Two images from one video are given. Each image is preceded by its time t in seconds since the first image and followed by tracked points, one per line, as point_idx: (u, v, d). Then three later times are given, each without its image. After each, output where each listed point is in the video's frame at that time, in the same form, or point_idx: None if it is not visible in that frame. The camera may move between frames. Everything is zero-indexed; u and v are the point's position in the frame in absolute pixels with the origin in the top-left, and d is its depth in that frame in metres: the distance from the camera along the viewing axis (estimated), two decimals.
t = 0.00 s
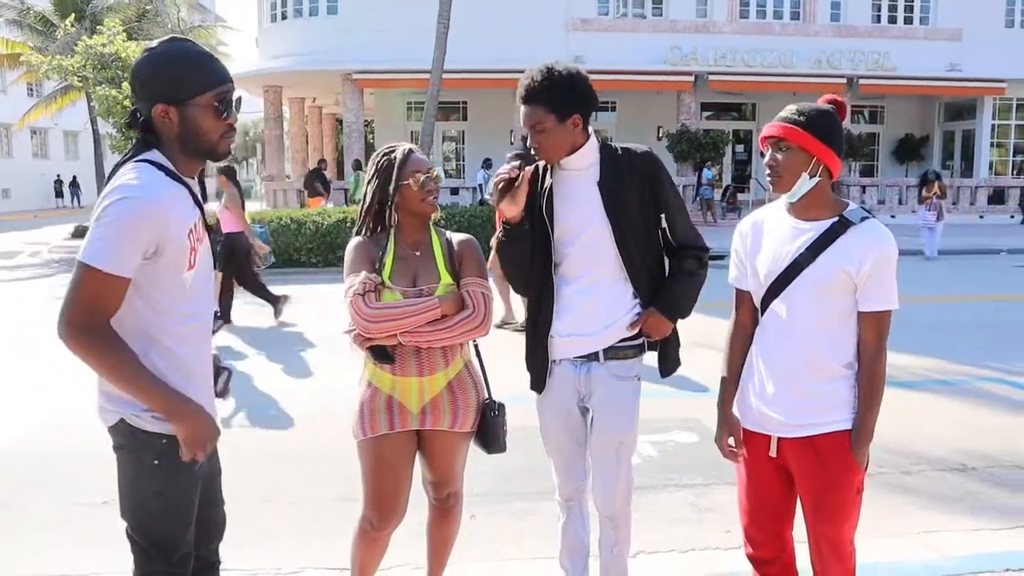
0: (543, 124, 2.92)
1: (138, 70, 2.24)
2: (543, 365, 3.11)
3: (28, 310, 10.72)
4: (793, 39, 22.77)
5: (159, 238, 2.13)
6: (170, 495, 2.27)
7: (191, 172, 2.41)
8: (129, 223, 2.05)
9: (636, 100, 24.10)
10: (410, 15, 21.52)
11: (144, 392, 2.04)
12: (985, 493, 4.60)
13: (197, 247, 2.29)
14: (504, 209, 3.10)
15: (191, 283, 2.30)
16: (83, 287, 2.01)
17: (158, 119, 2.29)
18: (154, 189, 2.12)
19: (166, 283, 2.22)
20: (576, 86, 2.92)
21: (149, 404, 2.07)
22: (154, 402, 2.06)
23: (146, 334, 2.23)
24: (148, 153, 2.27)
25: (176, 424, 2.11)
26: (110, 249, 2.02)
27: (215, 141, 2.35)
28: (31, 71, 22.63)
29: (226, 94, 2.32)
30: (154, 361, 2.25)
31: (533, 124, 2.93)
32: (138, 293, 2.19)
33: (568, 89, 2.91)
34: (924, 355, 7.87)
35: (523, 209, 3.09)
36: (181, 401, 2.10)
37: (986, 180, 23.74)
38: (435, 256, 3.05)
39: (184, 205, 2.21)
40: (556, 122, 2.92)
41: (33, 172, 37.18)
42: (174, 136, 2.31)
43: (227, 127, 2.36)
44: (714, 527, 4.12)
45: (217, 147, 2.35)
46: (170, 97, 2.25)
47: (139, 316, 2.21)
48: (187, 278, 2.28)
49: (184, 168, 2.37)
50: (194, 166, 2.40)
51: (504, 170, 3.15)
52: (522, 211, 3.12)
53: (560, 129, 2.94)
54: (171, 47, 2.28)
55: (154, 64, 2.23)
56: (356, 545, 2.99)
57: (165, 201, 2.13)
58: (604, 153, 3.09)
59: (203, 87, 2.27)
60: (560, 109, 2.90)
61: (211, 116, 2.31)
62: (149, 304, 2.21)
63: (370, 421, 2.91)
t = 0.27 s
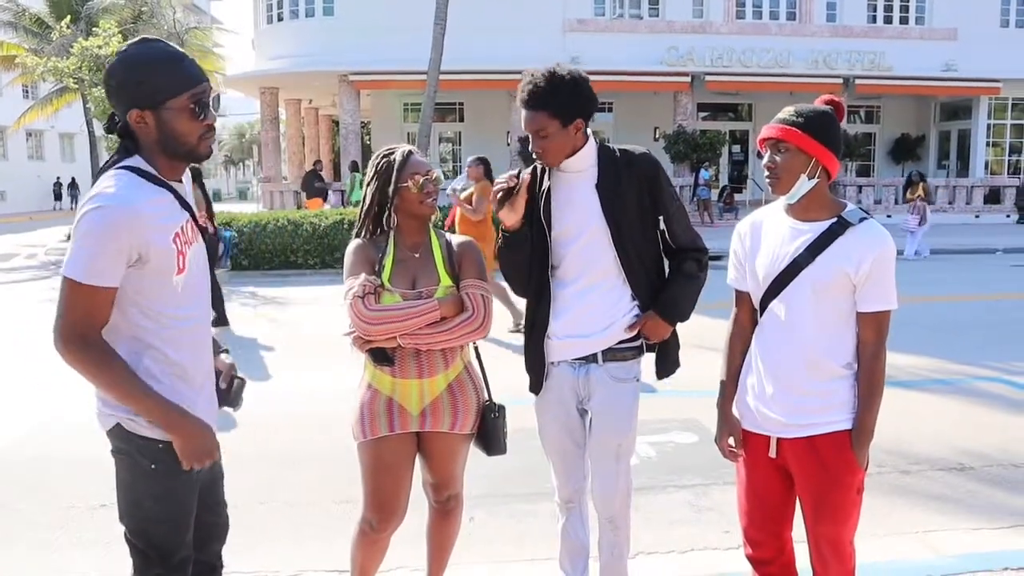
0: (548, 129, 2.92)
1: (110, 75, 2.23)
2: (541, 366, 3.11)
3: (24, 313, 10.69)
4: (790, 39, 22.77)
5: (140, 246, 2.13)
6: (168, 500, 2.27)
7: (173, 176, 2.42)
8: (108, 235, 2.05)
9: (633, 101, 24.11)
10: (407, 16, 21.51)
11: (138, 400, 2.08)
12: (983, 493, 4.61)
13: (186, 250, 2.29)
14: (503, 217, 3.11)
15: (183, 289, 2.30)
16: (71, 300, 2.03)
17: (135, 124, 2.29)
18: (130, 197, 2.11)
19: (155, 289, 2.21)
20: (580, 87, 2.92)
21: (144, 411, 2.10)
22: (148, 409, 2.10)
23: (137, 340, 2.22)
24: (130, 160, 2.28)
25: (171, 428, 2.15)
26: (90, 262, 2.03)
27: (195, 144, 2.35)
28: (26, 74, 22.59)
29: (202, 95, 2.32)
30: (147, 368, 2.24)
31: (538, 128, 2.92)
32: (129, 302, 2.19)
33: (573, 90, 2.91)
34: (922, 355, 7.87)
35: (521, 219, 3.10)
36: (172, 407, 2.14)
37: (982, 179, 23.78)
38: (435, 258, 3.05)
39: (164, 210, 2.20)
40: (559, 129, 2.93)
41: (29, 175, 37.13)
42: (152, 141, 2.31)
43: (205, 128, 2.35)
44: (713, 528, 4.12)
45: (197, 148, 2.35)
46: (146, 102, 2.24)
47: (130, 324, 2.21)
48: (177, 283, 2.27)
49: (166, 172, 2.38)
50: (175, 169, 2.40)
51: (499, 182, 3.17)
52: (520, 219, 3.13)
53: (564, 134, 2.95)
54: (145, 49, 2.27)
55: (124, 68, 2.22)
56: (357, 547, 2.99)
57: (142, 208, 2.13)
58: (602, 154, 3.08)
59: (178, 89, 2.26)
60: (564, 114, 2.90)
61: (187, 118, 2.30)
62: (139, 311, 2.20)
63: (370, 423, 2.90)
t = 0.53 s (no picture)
0: (588, 106, 2.95)
1: (94, 80, 2.22)
2: (540, 371, 3.11)
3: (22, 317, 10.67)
4: (787, 41, 22.81)
5: (131, 256, 2.12)
6: (166, 504, 2.26)
7: (162, 180, 2.41)
8: (96, 244, 2.05)
9: (631, 103, 24.13)
10: (405, 19, 21.51)
11: (128, 406, 2.09)
12: (982, 494, 4.61)
13: (178, 257, 2.28)
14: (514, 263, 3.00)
15: (177, 295, 2.30)
16: (58, 310, 2.03)
17: (122, 130, 2.29)
18: (120, 205, 2.11)
19: (147, 295, 2.21)
20: (600, 81, 2.96)
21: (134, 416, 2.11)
22: (138, 414, 2.11)
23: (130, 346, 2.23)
24: (120, 168, 2.29)
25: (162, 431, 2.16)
26: (78, 272, 2.02)
27: (184, 147, 2.35)
28: (24, 77, 22.58)
29: (188, 97, 2.32)
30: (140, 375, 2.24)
31: (576, 107, 2.93)
32: (120, 309, 2.19)
33: (597, 83, 2.96)
34: (920, 356, 7.88)
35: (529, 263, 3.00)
36: (164, 411, 2.16)
37: (980, 181, 23.81)
38: (435, 262, 3.04)
39: (155, 217, 2.19)
40: (592, 110, 2.97)
41: (26, 178, 37.10)
42: (141, 146, 2.31)
43: (193, 131, 2.36)
44: (714, 531, 4.12)
45: (187, 151, 2.36)
46: (133, 107, 2.24)
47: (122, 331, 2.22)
48: (169, 289, 2.26)
49: (156, 176, 2.38)
50: (165, 173, 2.40)
51: (511, 249, 2.95)
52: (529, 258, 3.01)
53: (592, 120, 2.98)
54: (129, 54, 2.26)
55: (109, 72, 2.22)
56: (357, 551, 2.98)
57: (132, 216, 2.12)
58: (603, 156, 3.09)
59: (165, 93, 2.26)
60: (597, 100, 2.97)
61: (175, 121, 2.30)
62: (131, 317, 2.21)
63: (370, 426, 2.90)
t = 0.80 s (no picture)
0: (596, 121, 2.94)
1: (94, 87, 2.21)
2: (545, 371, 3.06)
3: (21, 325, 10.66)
4: (784, 49, 22.86)
5: (130, 266, 2.12)
6: (161, 510, 2.26)
7: (158, 187, 2.41)
8: (97, 254, 2.04)
9: (629, 110, 24.19)
10: (404, 26, 21.55)
11: (119, 408, 2.06)
12: (983, 500, 4.61)
13: (172, 264, 2.28)
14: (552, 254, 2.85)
15: (169, 302, 2.30)
16: (45, 317, 1.99)
17: (123, 138, 2.29)
18: (121, 215, 2.11)
19: (139, 302, 2.20)
20: (610, 94, 2.97)
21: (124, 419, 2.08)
22: (133, 417, 2.09)
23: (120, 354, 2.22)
24: (117, 176, 2.28)
25: (156, 434, 2.13)
26: (74, 280, 2.00)
27: (182, 152, 2.36)
28: (23, 85, 22.62)
29: (186, 102, 2.33)
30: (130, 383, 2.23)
31: (586, 124, 2.94)
32: (112, 314, 2.18)
33: (601, 95, 2.95)
34: (920, 363, 7.88)
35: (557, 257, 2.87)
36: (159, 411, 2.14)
37: (977, 188, 23.85)
38: (436, 268, 3.04)
39: (151, 229, 2.19)
40: (602, 124, 2.97)
41: (25, 185, 37.05)
42: (141, 153, 2.31)
43: (190, 136, 2.36)
44: (714, 538, 4.11)
45: (185, 157, 2.36)
46: (135, 113, 2.25)
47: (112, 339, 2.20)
48: (162, 296, 2.26)
49: (152, 184, 2.37)
50: (161, 181, 2.40)
51: (559, 228, 2.81)
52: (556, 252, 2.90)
53: (601, 132, 2.98)
54: (129, 62, 2.26)
55: (112, 79, 2.22)
56: (357, 558, 2.98)
57: (132, 227, 2.12)
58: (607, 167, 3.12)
59: (166, 100, 2.27)
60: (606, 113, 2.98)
61: (175, 126, 2.31)
62: (122, 324, 2.19)
63: (371, 433, 2.90)
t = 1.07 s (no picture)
0: (565, 127, 2.95)
1: (86, 91, 2.24)
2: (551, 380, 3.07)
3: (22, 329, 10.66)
4: (785, 53, 22.87)
5: (125, 261, 2.13)
6: (147, 511, 2.27)
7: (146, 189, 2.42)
8: (95, 250, 2.05)
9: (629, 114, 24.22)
10: (404, 30, 21.59)
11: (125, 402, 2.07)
12: (984, 504, 4.60)
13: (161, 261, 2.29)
14: (523, 202, 3.07)
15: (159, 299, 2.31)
16: (50, 314, 2.01)
17: (115, 137, 2.30)
18: (111, 212, 2.09)
19: (132, 299, 2.21)
20: (609, 100, 2.97)
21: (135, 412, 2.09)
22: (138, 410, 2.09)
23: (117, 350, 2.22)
24: (104, 175, 2.27)
25: (165, 424, 2.14)
26: (75, 275, 2.02)
27: (172, 152, 2.37)
28: (24, 89, 22.67)
29: (177, 107, 2.34)
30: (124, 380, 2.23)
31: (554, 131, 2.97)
32: (109, 312, 2.19)
33: (589, 100, 2.94)
34: (921, 366, 7.88)
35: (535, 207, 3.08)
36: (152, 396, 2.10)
37: (978, 191, 23.86)
38: (438, 272, 3.05)
39: (141, 224, 2.18)
40: (575, 129, 2.96)
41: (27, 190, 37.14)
42: (132, 153, 2.32)
43: (180, 138, 2.38)
44: (715, 541, 4.11)
45: (176, 158, 2.37)
46: (128, 114, 2.26)
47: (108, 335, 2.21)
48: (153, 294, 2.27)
49: (139, 185, 2.37)
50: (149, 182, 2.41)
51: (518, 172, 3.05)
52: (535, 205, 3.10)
53: (579, 140, 2.97)
54: (121, 67, 2.28)
55: (103, 81, 2.24)
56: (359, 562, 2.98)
57: (127, 224, 2.12)
58: (617, 170, 3.10)
59: (158, 101, 2.29)
60: (586, 117, 2.94)
61: (166, 127, 2.33)
62: (115, 323, 2.20)
63: (371, 436, 2.90)
